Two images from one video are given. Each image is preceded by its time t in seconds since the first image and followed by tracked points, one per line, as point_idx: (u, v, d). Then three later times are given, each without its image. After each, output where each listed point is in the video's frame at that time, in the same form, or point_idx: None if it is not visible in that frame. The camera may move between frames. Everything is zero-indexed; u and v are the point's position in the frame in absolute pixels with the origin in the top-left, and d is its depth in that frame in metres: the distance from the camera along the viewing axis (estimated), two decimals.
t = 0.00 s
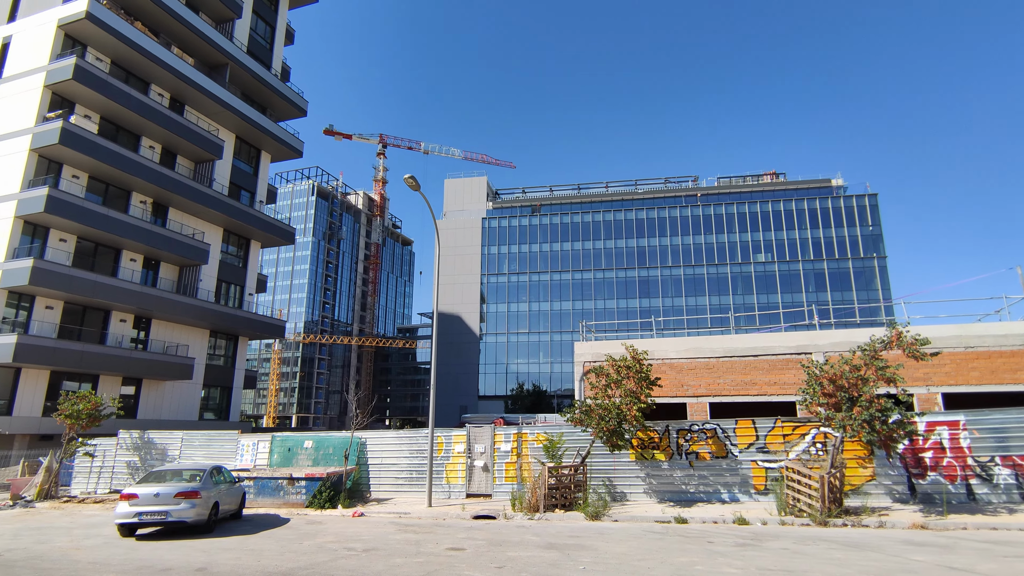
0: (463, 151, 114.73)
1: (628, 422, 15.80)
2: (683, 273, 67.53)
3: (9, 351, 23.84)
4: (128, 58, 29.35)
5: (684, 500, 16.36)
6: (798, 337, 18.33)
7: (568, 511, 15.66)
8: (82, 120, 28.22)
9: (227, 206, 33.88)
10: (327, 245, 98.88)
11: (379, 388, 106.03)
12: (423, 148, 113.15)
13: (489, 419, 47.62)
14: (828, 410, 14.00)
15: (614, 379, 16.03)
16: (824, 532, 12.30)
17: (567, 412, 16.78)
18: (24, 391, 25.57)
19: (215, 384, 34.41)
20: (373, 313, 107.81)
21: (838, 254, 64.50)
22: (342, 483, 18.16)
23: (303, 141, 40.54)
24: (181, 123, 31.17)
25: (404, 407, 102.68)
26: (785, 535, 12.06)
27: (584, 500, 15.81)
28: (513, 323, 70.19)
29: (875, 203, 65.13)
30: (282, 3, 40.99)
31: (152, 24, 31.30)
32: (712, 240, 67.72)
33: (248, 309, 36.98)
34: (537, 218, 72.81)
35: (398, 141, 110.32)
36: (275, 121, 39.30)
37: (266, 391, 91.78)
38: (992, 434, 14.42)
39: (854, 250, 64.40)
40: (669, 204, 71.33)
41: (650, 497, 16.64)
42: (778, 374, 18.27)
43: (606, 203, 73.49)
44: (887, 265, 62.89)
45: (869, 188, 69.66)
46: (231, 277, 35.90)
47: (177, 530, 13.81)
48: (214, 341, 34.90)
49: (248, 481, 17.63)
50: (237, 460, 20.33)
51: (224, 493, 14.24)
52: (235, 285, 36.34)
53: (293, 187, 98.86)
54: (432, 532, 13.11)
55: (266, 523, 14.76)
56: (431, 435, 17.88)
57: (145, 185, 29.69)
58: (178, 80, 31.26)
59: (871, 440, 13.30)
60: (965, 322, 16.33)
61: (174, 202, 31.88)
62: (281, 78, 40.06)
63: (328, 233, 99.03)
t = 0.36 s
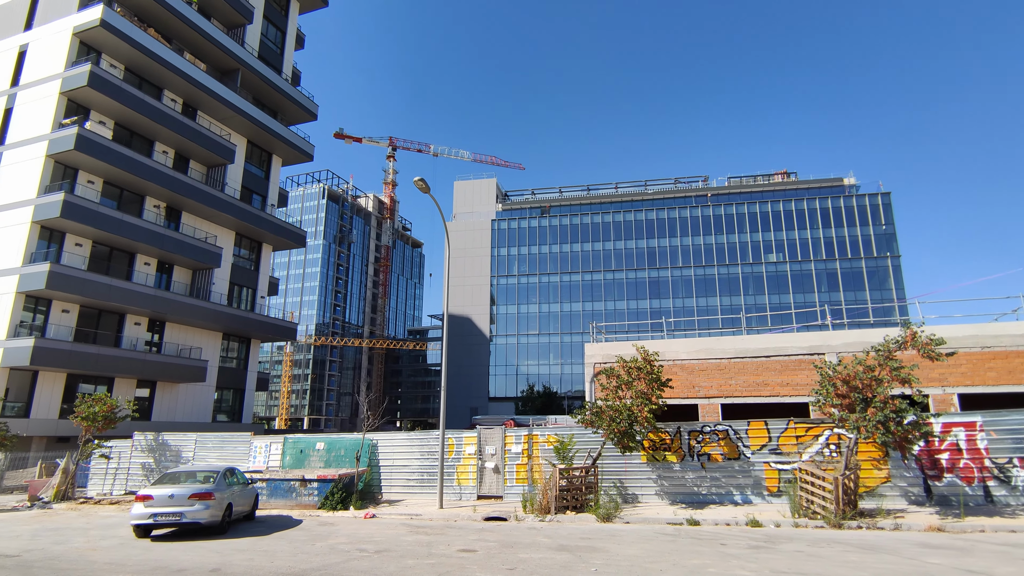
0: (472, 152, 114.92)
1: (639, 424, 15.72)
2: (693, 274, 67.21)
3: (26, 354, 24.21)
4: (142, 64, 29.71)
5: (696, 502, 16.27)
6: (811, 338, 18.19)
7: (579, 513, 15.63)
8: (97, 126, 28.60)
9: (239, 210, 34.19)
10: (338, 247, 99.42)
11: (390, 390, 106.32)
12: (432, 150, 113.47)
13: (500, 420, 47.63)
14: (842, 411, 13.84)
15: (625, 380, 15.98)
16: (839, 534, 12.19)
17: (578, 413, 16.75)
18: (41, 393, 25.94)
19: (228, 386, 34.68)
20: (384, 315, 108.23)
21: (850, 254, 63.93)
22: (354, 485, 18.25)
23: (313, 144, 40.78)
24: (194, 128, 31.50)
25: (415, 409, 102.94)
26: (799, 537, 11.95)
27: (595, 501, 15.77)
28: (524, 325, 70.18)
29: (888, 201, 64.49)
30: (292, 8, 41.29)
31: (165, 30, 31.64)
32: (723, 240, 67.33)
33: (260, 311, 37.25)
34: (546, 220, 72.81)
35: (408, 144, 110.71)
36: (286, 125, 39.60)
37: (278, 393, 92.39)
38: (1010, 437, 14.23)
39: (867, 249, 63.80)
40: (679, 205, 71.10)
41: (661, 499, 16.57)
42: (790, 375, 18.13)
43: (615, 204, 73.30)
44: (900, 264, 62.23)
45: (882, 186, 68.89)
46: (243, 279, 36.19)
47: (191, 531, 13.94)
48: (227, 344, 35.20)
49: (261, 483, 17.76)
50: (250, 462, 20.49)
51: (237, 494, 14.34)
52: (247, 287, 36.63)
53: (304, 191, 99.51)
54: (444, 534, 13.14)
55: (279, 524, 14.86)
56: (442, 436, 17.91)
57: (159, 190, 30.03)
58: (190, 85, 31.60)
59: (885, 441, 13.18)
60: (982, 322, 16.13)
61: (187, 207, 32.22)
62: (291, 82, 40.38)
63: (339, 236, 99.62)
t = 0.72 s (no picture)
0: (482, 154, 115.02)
1: (650, 425, 15.66)
2: (705, 274, 66.85)
3: (44, 357, 24.59)
4: (155, 70, 30.07)
5: (709, 504, 16.18)
6: (824, 338, 18.04)
7: (590, 514, 15.61)
8: (111, 132, 28.98)
9: (251, 213, 34.48)
10: (348, 250, 99.94)
11: (401, 392, 106.60)
12: (442, 153, 113.79)
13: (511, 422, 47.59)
14: (856, 411, 13.69)
15: (636, 382, 15.94)
16: (854, 537, 12.06)
17: (589, 415, 16.71)
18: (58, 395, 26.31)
19: (240, 388, 34.96)
20: (395, 317, 108.65)
21: (863, 253, 63.31)
22: (365, 486, 18.33)
23: (324, 148, 41.05)
24: (207, 133, 31.82)
25: (426, 410, 103.08)
26: (812, 540, 11.84)
27: (606, 503, 15.73)
28: (534, 326, 70.15)
29: (901, 200, 63.75)
30: (303, 13, 41.64)
31: (178, 36, 32.02)
32: (734, 240, 66.92)
33: (272, 313, 37.53)
34: (556, 221, 72.74)
35: (417, 146, 111.11)
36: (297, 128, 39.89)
37: (290, 395, 92.98)
38: None
39: (880, 248, 63.17)
40: (689, 205, 70.79)
41: (673, 500, 16.49)
42: (803, 376, 17.99)
43: (625, 204, 73.05)
44: (915, 263, 61.51)
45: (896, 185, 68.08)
46: (255, 282, 36.49)
47: (205, 532, 14.08)
48: (240, 346, 35.49)
49: (274, 484, 17.91)
50: (263, 463, 20.65)
51: (251, 496, 14.46)
52: (259, 290, 36.94)
53: (315, 194, 100.13)
54: (455, 536, 13.17)
55: (291, 526, 14.97)
56: (453, 438, 17.95)
57: (173, 194, 30.37)
58: (203, 90, 31.93)
59: (900, 442, 13.03)
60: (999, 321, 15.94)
61: (200, 210, 32.55)
62: (302, 86, 40.68)
63: (349, 238, 100.16)
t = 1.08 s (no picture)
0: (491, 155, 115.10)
1: (662, 426, 15.60)
2: (715, 274, 66.47)
3: (60, 358, 24.93)
4: (168, 74, 30.39)
5: (721, 505, 16.07)
6: (837, 338, 17.88)
7: (602, 515, 15.56)
8: (125, 136, 29.37)
9: (263, 216, 34.74)
10: (359, 252, 100.43)
11: (412, 392, 106.93)
12: (451, 154, 114.00)
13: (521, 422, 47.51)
14: (870, 412, 13.54)
15: (647, 382, 15.86)
16: (869, 539, 11.93)
17: (600, 415, 16.65)
18: (75, 396, 26.64)
19: (253, 389, 35.23)
20: (405, 318, 109.05)
21: (876, 252, 62.70)
22: (377, 486, 18.43)
23: (335, 150, 41.27)
24: (219, 137, 32.12)
25: (437, 411, 103.29)
26: (826, 541, 11.75)
27: (618, 504, 15.67)
28: (544, 327, 70.13)
29: (915, 198, 63.01)
30: (313, 16, 41.93)
31: (190, 41, 32.37)
32: (745, 240, 66.47)
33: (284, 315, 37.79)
34: (565, 221, 72.64)
35: (427, 148, 111.39)
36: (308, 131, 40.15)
37: (302, 396, 93.56)
38: None
39: (894, 247, 62.48)
40: (699, 204, 70.47)
41: (685, 501, 16.40)
42: (816, 376, 17.83)
43: (635, 204, 72.77)
44: (929, 261, 60.79)
45: (909, 182, 67.29)
46: (267, 284, 36.77)
47: (219, 532, 14.22)
48: (253, 348, 35.78)
49: (287, 484, 18.04)
50: (275, 463, 20.80)
51: (264, 496, 14.56)
52: (271, 291, 37.21)
53: (326, 196, 100.74)
54: (466, 536, 13.19)
55: (304, 526, 15.03)
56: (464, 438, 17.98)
57: (185, 197, 30.69)
58: (215, 95, 32.24)
59: (916, 443, 12.87)
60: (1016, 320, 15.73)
61: (213, 213, 32.86)
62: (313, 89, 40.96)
63: (360, 240, 100.67)
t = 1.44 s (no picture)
0: (500, 156, 115.14)
1: (672, 427, 15.52)
2: (726, 274, 66.12)
3: (76, 360, 25.23)
4: (179, 78, 30.69)
5: (732, 506, 15.97)
6: (849, 338, 17.73)
7: (612, 517, 15.52)
8: (138, 140, 29.71)
9: (273, 218, 34.96)
10: (369, 253, 100.83)
11: (422, 393, 107.17)
12: (460, 155, 114.13)
13: (531, 423, 47.43)
14: (884, 413, 13.42)
15: (657, 383, 15.80)
16: (883, 541, 11.82)
17: (610, 416, 16.59)
18: (90, 398, 26.95)
19: (264, 390, 35.47)
20: (415, 319, 109.35)
21: (889, 251, 62.07)
22: (388, 487, 18.48)
23: (344, 152, 41.46)
24: (230, 140, 32.38)
25: (446, 412, 103.42)
26: (839, 543, 11.66)
27: (629, 505, 15.62)
28: (553, 328, 70.06)
29: (929, 196, 62.31)
30: (322, 20, 42.19)
31: (202, 45, 32.71)
32: (755, 240, 66.06)
33: (295, 317, 38.00)
34: (574, 222, 72.52)
35: (436, 149, 111.62)
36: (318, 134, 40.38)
37: (313, 397, 94.05)
38: None
39: (907, 246, 61.81)
40: (709, 204, 70.09)
41: (696, 503, 16.32)
42: (828, 376, 17.68)
43: (645, 204, 72.49)
44: (943, 260, 60.09)
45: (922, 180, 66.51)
46: (278, 286, 37.01)
47: (232, 532, 14.34)
48: (264, 349, 36.03)
49: (298, 485, 18.15)
50: (287, 464, 20.93)
51: (275, 496, 14.66)
52: (282, 293, 37.45)
53: (336, 198, 101.25)
54: (477, 537, 13.19)
55: (316, 527, 15.11)
56: (474, 439, 18.01)
57: (197, 200, 30.95)
58: (226, 98, 32.52)
59: (931, 444, 12.74)
60: None
61: (224, 216, 33.12)
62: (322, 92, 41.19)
63: (370, 241, 101.07)
